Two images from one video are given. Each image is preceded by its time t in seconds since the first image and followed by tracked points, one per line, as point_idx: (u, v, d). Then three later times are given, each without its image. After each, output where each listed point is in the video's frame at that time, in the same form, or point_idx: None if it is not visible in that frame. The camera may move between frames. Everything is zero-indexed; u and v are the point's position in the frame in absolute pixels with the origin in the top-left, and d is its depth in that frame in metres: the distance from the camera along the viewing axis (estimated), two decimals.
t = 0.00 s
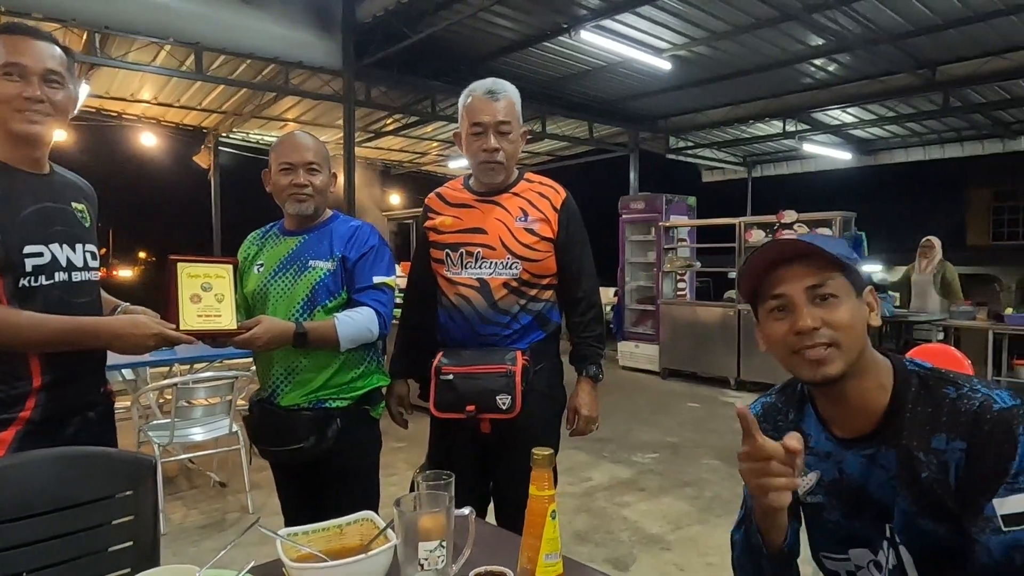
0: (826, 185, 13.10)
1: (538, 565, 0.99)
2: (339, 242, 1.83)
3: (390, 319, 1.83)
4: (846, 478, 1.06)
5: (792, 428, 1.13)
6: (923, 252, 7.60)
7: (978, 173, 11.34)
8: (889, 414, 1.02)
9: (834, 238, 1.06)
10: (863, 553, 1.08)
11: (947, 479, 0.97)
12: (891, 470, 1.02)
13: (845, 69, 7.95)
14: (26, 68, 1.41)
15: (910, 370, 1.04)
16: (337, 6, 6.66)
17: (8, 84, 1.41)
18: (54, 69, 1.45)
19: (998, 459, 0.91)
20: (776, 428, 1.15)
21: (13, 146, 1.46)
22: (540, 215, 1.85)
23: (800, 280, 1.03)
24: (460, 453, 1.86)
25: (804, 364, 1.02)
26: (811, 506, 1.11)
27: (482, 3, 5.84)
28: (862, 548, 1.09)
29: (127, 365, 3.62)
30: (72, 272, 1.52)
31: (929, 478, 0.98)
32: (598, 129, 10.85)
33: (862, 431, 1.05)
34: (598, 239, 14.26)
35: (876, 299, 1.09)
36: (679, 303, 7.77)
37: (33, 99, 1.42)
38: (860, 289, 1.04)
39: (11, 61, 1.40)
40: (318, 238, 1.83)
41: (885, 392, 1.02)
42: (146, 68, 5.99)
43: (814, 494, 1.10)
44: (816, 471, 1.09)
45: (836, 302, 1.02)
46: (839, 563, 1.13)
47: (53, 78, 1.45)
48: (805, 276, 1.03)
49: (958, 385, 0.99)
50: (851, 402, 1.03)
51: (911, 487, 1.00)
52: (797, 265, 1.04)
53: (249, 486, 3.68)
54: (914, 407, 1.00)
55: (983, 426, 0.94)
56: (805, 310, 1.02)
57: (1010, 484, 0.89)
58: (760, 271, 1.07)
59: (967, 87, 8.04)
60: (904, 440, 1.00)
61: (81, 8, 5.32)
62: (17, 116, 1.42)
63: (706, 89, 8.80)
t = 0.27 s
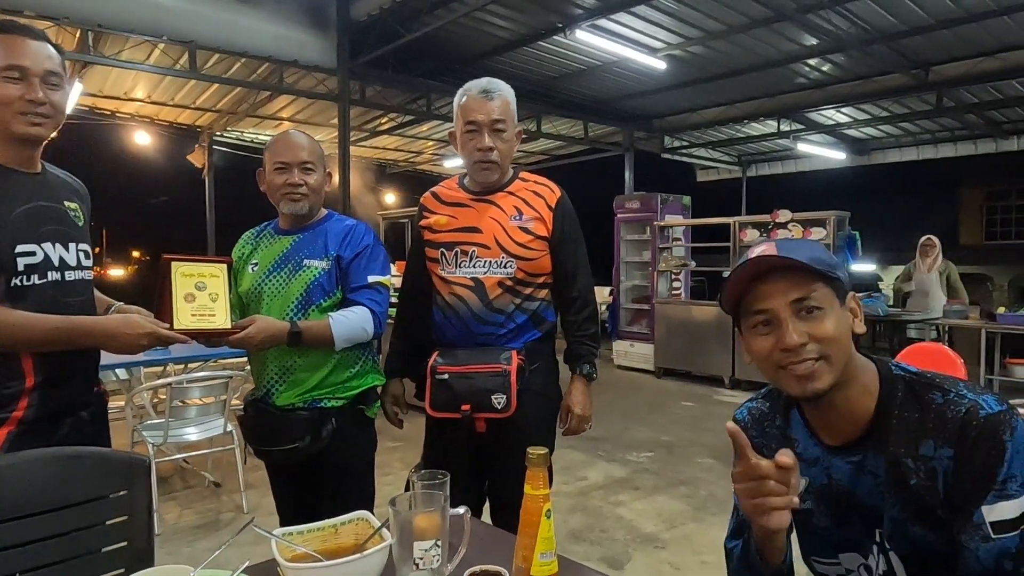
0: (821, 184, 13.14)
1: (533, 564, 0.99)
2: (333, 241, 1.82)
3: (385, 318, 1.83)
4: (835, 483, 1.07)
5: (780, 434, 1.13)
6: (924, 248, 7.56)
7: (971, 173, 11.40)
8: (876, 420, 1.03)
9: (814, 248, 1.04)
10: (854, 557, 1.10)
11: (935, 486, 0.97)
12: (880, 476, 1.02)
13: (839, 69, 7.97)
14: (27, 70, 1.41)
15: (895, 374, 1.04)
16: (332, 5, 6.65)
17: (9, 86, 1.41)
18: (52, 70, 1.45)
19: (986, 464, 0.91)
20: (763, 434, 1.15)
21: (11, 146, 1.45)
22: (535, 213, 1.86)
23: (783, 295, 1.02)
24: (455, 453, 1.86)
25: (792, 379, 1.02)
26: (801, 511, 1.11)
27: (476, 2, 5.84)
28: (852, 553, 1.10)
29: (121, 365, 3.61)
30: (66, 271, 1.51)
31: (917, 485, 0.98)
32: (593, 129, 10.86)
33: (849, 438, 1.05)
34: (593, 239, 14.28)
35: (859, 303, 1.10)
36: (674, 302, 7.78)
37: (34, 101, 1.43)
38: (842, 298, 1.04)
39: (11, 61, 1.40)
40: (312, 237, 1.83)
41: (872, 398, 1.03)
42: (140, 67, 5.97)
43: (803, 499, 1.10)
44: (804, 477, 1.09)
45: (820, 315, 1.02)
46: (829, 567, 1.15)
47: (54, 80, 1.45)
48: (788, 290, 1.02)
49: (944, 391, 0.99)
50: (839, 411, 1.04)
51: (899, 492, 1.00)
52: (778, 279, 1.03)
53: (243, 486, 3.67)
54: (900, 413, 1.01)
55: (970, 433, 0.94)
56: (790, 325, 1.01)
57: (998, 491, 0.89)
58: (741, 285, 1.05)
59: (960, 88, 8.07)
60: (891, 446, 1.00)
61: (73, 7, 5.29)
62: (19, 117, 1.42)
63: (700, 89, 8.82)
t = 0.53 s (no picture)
0: (815, 183, 13.18)
1: (524, 561, 0.99)
2: (327, 240, 1.82)
3: (379, 316, 1.83)
4: (827, 487, 1.07)
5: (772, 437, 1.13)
6: (921, 249, 7.56)
7: (965, 173, 11.44)
8: (869, 426, 1.03)
9: (805, 255, 1.03)
10: (844, 561, 1.11)
11: (930, 492, 0.98)
12: (873, 481, 1.03)
13: (834, 68, 7.99)
14: (24, 70, 1.41)
15: (888, 377, 1.04)
16: (326, 3, 6.64)
17: (5, 86, 1.40)
18: (47, 70, 1.45)
19: (981, 470, 0.91)
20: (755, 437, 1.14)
21: (3, 146, 1.45)
22: (528, 210, 1.85)
23: (775, 306, 1.01)
24: (450, 452, 1.86)
25: (786, 391, 1.02)
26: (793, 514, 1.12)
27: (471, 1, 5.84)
28: (844, 557, 1.11)
29: (114, 365, 3.60)
30: (57, 270, 1.51)
31: (912, 491, 0.99)
32: (589, 128, 10.87)
33: (842, 443, 1.05)
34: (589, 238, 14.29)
35: (850, 308, 1.09)
36: (669, 301, 7.80)
37: (30, 102, 1.42)
38: (833, 305, 1.04)
39: (8, 62, 1.39)
40: (305, 236, 1.82)
41: (866, 404, 1.03)
42: (133, 65, 5.94)
43: (795, 503, 1.10)
44: (796, 481, 1.10)
45: (814, 326, 1.01)
46: (821, 571, 1.16)
47: (49, 80, 1.45)
48: (780, 301, 1.01)
49: (939, 396, 0.99)
50: (832, 418, 1.04)
51: (894, 497, 1.02)
52: (768, 288, 1.02)
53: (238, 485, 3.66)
54: (894, 418, 1.01)
55: (964, 439, 0.94)
56: (782, 336, 1.01)
57: (994, 498, 0.90)
58: (731, 295, 1.04)
59: (954, 87, 8.09)
60: (885, 451, 1.01)
61: (66, 5, 5.27)
62: (15, 118, 1.42)
63: (695, 88, 8.83)
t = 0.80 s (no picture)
0: (813, 182, 13.19)
1: (521, 559, 0.99)
2: (324, 237, 1.82)
3: (376, 315, 1.83)
4: (826, 487, 1.07)
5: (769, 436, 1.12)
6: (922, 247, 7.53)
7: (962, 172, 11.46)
8: (868, 424, 1.03)
9: (809, 247, 1.04)
10: (842, 559, 1.11)
11: (930, 492, 0.98)
12: (872, 480, 1.03)
13: (831, 67, 8.00)
14: (21, 67, 1.40)
15: (889, 376, 1.04)
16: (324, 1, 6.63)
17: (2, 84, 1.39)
18: (43, 68, 1.44)
19: (982, 470, 0.91)
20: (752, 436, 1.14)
21: None
22: (526, 208, 1.85)
23: (776, 295, 1.02)
24: (447, 451, 1.86)
25: (785, 381, 1.02)
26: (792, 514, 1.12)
27: None
28: (841, 555, 1.11)
29: (111, 363, 3.59)
30: (52, 268, 1.50)
31: (912, 491, 0.99)
32: (587, 126, 10.87)
33: (840, 442, 1.05)
34: (586, 236, 14.28)
35: (853, 304, 1.10)
36: (666, 299, 7.80)
37: (27, 100, 1.42)
38: (835, 298, 1.05)
39: (4, 60, 1.39)
40: (302, 234, 1.82)
41: (865, 403, 1.03)
42: (130, 63, 5.93)
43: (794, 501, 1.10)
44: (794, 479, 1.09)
45: (814, 317, 1.02)
46: (819, 569, 1.15)
47: (46, 77, 1.44)
48: (781, 291, 1.02)
49: (940, 395, 0.99)
50: (831, 414, 1.04)
51: (892, 497, 1.02)
52: (770, 278, 1.03)
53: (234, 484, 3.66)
54: (893, 417, 1.01)
55: (965, 439, 0.94)
56: (782, 325, 1.02)
57: (995, 499, 0.90)
58: (732, 285, 1.05)
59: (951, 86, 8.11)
60: (884, 450, 1.01)
61: (63, 2, 5.25)
62: (11, 116, 1.41)
63: (693, 87, 8.83)
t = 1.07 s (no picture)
0: (813, 181, 13.18)
1: (520, 558, 0.99)
2: (324, 236, 1.82)
3: (376, 313, 1.83)
4: (830, 481, 1.07)
5: (776, 433, 1.13)
6: (933, 246, 7.39)
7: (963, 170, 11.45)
8: (872, 417, 1.03)
9: (825, 233, 1.06)
10: (853, 551, 1.11)
11: (931, 487, 0.97)
12: (875, 474, 1.02)
13: (832, 65, 7.99)
14: (22, 67, 1.40)
15: (894, 371, 1.04)
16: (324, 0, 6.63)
17: (3, 83, 1.39)
18: (45, 67, 1.44)
19: (984, 465, 0.90)
20: (759, 435, 1.15)
21: None
22: (526, 208, 1.85)
23: (789, 276, 1.04)
24: (448, 449, 1.86)
25: (789, 361, 1.03)
26: (798, 509, 1.12)
27: None
28: (851, 547, 1.11)
29: (112, 362, 3.59)
30: (52, 267, 1.50)
31: (914, 484, 0.98)
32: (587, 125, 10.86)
33: (844, 435, 1.06)
34: (587, 235, 14.28)
35: (864, 297, 1.10)
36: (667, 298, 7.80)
37: (29, 99, 1.42)
38: (848, 285, 1.06)
39: (6, 59, 1.39)
40: (302, 233, 1.82)
41: (870, 395, 1.03)
42: (131, 62, 5.93)
43: (801, 498, 1.11)
44: (800, 474, 1.10)
45: (824, 299, 1.03)
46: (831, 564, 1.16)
47: (48, 77, 1.44)
48: (793, 272, 1.04)
49: (945, 389, 0.98)
50: (835, 401, 1.04)
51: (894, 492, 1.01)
52: (785, 259, 1.05)
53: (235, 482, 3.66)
54: (897, 411, 1.00)
55: (968, 434, 0.93)
56: (792, 306, 1.03)
57: (996, 495, 0.89)
58: (746, 265, 1.08)
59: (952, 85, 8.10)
60: (888, 443, 1.00)
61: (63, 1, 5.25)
62: (12, 115, 1.41)
63: (693, 85, 8.82)
